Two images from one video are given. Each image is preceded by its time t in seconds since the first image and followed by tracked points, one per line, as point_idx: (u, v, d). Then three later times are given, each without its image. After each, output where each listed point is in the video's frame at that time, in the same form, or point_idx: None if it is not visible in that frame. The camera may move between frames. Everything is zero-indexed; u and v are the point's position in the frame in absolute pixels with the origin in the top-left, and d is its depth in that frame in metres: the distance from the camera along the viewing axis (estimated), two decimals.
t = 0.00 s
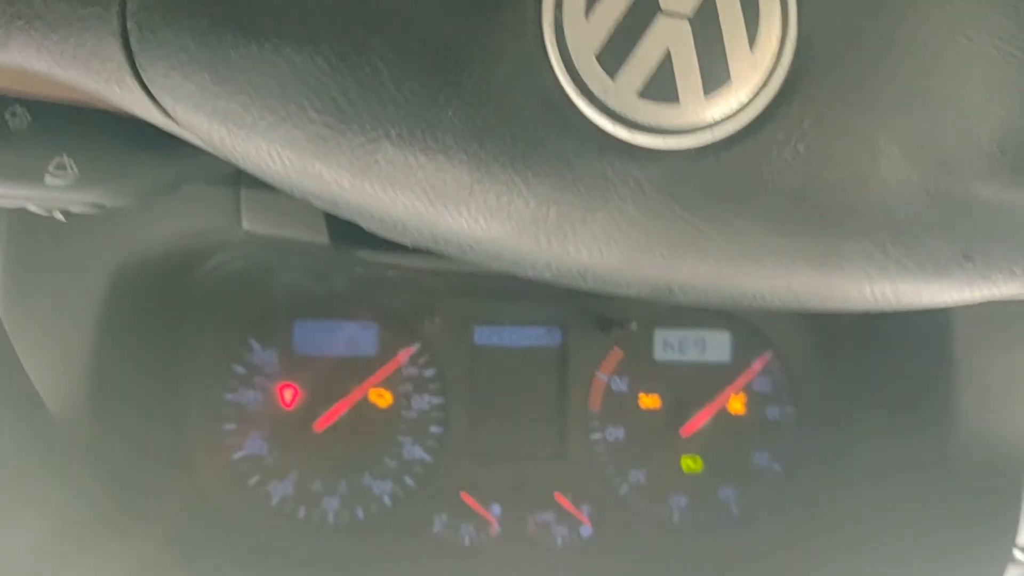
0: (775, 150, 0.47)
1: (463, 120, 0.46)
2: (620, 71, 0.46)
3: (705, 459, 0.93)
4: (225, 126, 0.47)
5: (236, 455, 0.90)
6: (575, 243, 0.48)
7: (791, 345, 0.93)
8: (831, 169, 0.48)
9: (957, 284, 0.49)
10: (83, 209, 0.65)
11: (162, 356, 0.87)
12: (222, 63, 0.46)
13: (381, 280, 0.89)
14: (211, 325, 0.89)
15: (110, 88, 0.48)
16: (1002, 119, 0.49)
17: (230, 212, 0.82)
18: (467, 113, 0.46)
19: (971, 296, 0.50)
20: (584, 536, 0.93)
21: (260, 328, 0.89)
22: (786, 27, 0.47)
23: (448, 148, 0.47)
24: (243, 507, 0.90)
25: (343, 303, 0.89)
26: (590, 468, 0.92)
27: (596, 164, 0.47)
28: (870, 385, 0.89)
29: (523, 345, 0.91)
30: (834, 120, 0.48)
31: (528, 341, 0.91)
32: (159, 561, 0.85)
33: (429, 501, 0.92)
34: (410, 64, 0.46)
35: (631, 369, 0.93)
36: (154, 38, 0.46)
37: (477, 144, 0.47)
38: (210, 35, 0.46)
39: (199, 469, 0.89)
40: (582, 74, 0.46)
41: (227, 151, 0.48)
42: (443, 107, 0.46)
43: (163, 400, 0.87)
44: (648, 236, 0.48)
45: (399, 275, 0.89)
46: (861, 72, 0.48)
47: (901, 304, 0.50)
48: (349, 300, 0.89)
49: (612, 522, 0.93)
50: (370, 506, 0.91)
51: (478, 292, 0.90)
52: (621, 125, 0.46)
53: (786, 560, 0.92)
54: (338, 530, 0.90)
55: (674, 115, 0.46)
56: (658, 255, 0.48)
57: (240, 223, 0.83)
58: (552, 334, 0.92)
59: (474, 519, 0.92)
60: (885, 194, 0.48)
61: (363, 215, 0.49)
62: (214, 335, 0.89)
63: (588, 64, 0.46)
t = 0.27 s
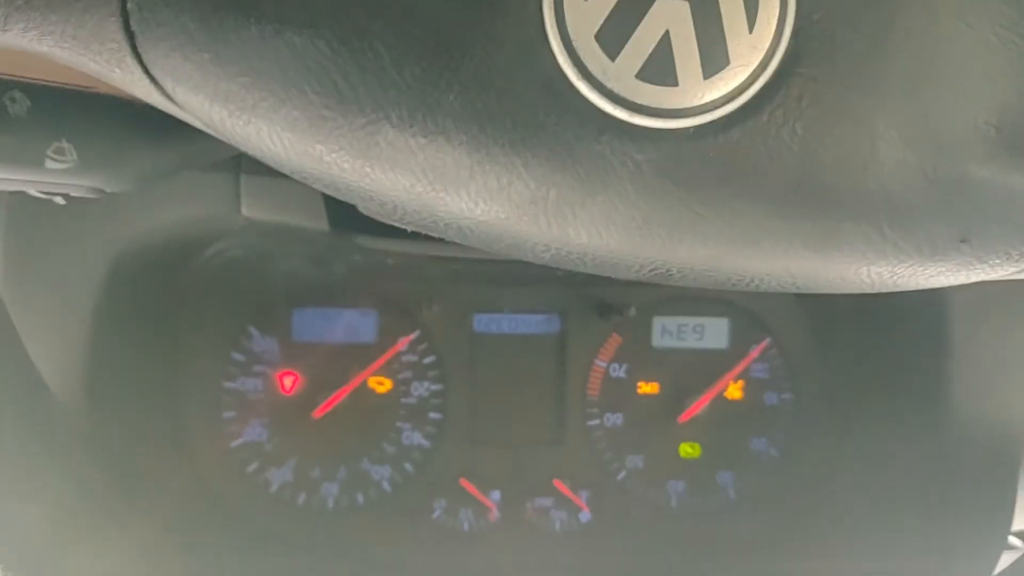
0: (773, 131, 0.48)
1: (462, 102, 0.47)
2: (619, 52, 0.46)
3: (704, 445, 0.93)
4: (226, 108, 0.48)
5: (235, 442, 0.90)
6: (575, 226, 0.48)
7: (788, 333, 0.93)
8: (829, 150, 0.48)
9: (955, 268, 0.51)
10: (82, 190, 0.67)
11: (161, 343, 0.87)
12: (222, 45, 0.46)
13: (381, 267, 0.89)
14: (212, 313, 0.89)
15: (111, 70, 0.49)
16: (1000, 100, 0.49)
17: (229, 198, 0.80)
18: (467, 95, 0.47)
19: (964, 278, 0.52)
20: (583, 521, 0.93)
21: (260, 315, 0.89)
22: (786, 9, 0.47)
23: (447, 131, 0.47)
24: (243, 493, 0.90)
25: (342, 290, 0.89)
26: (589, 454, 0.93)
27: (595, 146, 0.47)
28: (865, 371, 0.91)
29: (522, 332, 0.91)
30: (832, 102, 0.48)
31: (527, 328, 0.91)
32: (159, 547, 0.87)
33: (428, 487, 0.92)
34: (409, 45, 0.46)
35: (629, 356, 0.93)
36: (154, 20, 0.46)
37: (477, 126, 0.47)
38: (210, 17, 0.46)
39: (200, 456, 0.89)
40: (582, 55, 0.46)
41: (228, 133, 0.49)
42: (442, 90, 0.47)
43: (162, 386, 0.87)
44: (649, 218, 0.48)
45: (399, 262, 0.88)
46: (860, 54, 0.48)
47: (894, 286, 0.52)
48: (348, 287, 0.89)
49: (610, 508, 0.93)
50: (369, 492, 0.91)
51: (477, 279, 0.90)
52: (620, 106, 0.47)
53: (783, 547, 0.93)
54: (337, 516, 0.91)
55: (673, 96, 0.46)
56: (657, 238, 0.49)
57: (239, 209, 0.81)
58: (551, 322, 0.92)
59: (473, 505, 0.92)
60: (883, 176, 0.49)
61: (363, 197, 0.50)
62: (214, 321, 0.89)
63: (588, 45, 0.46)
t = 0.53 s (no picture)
0: (768, 123, 0.48)
1: (458, 93, 0.47)
2: (615, 43, 0.46)
3: (700, 438, 0.94)
4: (223, 100, 0.48)
5: (233, 435, 0.90)
6: (572, 217, 0.49)
7: (784, 322, 0.94)
8: (824, 142, 0.48)
9: (950, 259, 0.51)
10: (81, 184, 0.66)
11: (160, 335, 0.87)
12: (218, 37, 0.47)
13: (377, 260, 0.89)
14: (211, 307, 0.89)
15: (108, 62, 0.49)
16: (993, 92, 0.49)
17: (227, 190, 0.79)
18: (463, 86, 0.47)
19: (962, 270, 0.52)
20: (580, 514, 0.93)
21: (258, 309, 0.89)
22: (781, 0, 0.47)
23: (443, 122, 0.47)
24: (241, 486, 0.91)
25: (339, 283, 0.90)
26: (586, 447, 0.93)
27: (590, 137, 0.47)
28: (860, 363, 0.92)
29: (518, 326, 0.91)
30: (827, 93, 0.48)
31: (524, 322, 0.91)
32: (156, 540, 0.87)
33: (425, 479, 0.92)
34: (405, 36, 0.46)
35: (626, 349, 0.93)
36: (151, 12, 0.47)
37: (473, 117, 0.47)
38: (206, 8, 0.46)
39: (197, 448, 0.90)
40: (578, 47, 0.46)
41: (225, 124, 0.49)
42: (437, 81, 0.47)
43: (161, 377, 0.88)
44: (644, 210, 0.49)
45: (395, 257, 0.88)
46: (854, 46, 0.48)
47: (891, 277, 0.52)
48: (345, 281, 0.90)
49: (607, 501, 0.93)
50: (366, 484, 0.91)
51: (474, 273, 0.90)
52: (616, 98, 0.47)
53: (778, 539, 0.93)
54: (335, 509, 0.91)
55: (669, 88, 0.47)
56: (652, 230, 0.49)
57: (237, 203, 0.79)
58: (547, 316, 0.92)
59: (470, 497, 0.92)
60: (877, 168, 0.49)
61: (360, 188, 0.50)
62: (213, 313, 0.89)
63: (584, 37, 0.46)
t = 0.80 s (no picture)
0: (763, 127, 0.48)
1: (452, 95, 0.47)
2: (609, 47, 0.46)
3: (697, 439, 0.94)
4: (217, 103, 0.48)
5: (231, 434, 0.90)
6: (566, 221, 0.49)
7: (780, 322, 0.95)
8: (818, 146, 0.48)
9: (944, 263, 0.51)
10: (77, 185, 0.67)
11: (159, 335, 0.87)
12: (212, 38, 0.46)
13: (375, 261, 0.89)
14: (210, 307, 0.89)
15: (103, 64, 0.49)
16: (988, 95, 0.49)
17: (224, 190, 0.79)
18: (458, 88, 0.47)
19: (956, 274, 0.52)
20: (576, 515, 0.94)
21: (256, 309, 0.90)
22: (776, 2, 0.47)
23: (437, 125, 0.47)
24: (239, 486, 0.91)
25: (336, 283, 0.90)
26: (582, 448, 0.93)
27: (584, 141, 0.47)
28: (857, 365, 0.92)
29: (516, 326, 0.91)
30: (821, 96, 0.48)
31: (521, 323, 0.91)
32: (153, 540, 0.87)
33: (422, 479, 0.92)
34: (399, 38, 0.46)
35: (623, 349, 0.94)
36: (145, 13, 0.46)
37: (467, 120, 0.47)
38: (199, 8, 0.46)
39: (195, 449, 0.90)
40: (572, 51, 0.46)
41: (219, 127, 0.49)
42: (432, 83, 0.47)
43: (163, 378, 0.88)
44: (638, 213, 0.49)
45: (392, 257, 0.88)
46: (849, 50, 0.48)
47: (885, 281, 0.52)
48: (343, 281, 0.90)
49: (604, 501, 0.94)
50: (363, 485, 0.92)
51: (472, 274, 0.90)
52: (610, 102, 0.47)
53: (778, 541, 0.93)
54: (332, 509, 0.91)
55: (663, 92, 0.46)
56: (647, 233, 0.49)
57: (234, 204, 0.79)
58: (544, 316, 0.92)
59: (467, 499, 0.92)
60: (871, 171, 0.49)
61: (355, 191, 0.50)
62: (212, 313, 0.89)
63: (578, 41, 0.46)
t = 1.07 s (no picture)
0: (759, 138, 0.47)
1: (446, 106, 0.46)
2: (604, 58, 0.46)
3: (694, 444, 0.93)
4: (208, 113, 0.47)
5: (226, 441, 0.90)
6: (560, 230, 0.48)
7: (778, 329, 0.94)
8: (815, 157, 0.48)
9: (943, 273, 0.50)
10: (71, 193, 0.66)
11: (153, 340, 0.87)
12: (205, 48, 0.46)
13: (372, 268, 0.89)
14: (207, 314, 0.90)
15: (95, 73, 0.48)
16: (985, 105, 0.49)
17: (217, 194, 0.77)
18: (451, 99, 0.46)
19: (954, 284, 0.51)
20: (573, 521, 0.93)
21: (251, 316, 0.90)
22: (771, 13, 0.47)
23: (431, 135, 0.47)
24: (234, 492, 0.91)
25: (332, 289, 0.90)
26: (578, 455, 0.93)
27: (580, 151, 0.47)
28: (858, 371, 0.91)
29: (512, 331, 0.91)
30: (818, 107, 0.48)
31: (518, 327, 0.91)
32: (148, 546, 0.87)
33: (418, 485, 0.92)
34: (392, 48, 0.46)
35: (620, 354, 0.93)
36: (138, 21, 0.46)
37: (461, 130, 0.47)
38: (192, 18, 0.46)
39: (190, 454, 0.89)
40: (567, 62, 0.46)
41: (210, 136, 0.48)
42: (425, 93, 0.46)
43: (160, 385, 0.87)
44: (634, 223, 0.48)
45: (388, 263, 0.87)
46: (845, 59, 0.48)
47: (885, 291, 0.51)
48: (339, 287, 0.90)
49: (601, 507, 0.94)
50: (360, 492, 0.91)
51: (469, 279, 0.89)
52: (606, 113, 0.46)
53: (775, 547, 0.93)
54: (328, 515, 0.91)
55: (659, 104, 0.46)
56: (643, 244, 0.49)
57: (226, 208, 0.78)
58: (541, 321, 0.92)
59: (463, 504, 0.92)
60: (869, 182, 0.49)
61: (347, 201, 0.50)
62: (208, 320, 0.90)
63: (573, 51, 0.46)
